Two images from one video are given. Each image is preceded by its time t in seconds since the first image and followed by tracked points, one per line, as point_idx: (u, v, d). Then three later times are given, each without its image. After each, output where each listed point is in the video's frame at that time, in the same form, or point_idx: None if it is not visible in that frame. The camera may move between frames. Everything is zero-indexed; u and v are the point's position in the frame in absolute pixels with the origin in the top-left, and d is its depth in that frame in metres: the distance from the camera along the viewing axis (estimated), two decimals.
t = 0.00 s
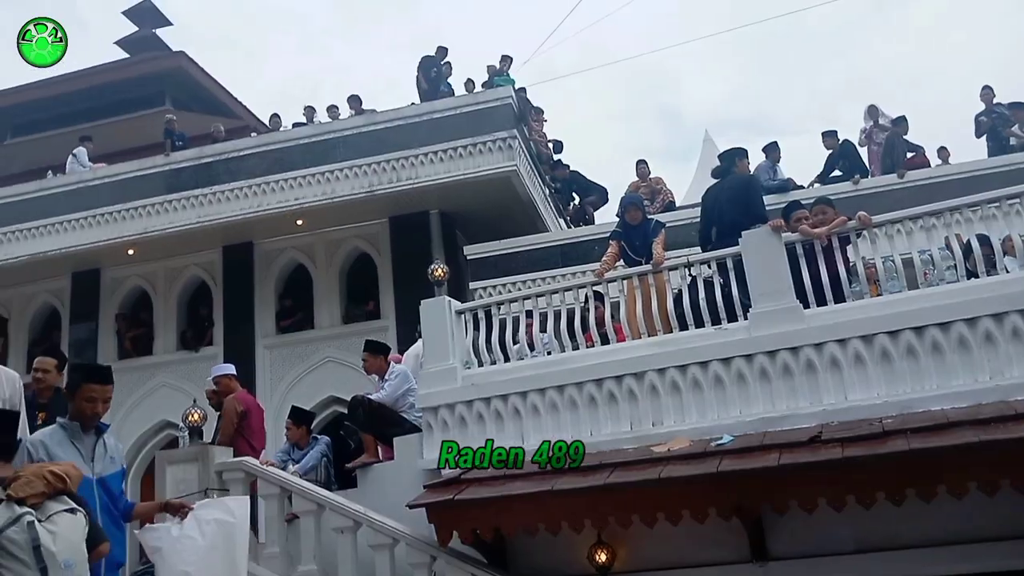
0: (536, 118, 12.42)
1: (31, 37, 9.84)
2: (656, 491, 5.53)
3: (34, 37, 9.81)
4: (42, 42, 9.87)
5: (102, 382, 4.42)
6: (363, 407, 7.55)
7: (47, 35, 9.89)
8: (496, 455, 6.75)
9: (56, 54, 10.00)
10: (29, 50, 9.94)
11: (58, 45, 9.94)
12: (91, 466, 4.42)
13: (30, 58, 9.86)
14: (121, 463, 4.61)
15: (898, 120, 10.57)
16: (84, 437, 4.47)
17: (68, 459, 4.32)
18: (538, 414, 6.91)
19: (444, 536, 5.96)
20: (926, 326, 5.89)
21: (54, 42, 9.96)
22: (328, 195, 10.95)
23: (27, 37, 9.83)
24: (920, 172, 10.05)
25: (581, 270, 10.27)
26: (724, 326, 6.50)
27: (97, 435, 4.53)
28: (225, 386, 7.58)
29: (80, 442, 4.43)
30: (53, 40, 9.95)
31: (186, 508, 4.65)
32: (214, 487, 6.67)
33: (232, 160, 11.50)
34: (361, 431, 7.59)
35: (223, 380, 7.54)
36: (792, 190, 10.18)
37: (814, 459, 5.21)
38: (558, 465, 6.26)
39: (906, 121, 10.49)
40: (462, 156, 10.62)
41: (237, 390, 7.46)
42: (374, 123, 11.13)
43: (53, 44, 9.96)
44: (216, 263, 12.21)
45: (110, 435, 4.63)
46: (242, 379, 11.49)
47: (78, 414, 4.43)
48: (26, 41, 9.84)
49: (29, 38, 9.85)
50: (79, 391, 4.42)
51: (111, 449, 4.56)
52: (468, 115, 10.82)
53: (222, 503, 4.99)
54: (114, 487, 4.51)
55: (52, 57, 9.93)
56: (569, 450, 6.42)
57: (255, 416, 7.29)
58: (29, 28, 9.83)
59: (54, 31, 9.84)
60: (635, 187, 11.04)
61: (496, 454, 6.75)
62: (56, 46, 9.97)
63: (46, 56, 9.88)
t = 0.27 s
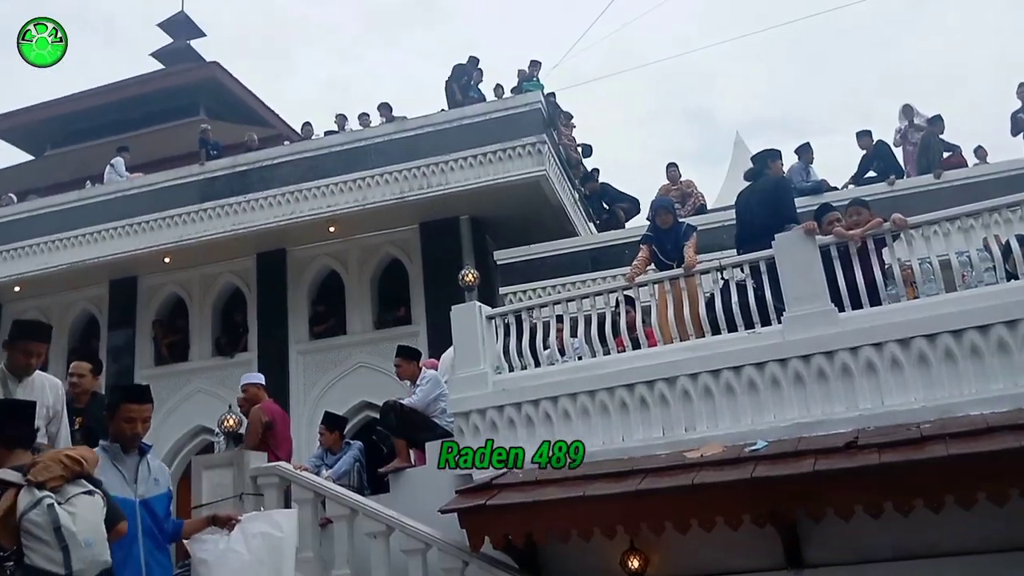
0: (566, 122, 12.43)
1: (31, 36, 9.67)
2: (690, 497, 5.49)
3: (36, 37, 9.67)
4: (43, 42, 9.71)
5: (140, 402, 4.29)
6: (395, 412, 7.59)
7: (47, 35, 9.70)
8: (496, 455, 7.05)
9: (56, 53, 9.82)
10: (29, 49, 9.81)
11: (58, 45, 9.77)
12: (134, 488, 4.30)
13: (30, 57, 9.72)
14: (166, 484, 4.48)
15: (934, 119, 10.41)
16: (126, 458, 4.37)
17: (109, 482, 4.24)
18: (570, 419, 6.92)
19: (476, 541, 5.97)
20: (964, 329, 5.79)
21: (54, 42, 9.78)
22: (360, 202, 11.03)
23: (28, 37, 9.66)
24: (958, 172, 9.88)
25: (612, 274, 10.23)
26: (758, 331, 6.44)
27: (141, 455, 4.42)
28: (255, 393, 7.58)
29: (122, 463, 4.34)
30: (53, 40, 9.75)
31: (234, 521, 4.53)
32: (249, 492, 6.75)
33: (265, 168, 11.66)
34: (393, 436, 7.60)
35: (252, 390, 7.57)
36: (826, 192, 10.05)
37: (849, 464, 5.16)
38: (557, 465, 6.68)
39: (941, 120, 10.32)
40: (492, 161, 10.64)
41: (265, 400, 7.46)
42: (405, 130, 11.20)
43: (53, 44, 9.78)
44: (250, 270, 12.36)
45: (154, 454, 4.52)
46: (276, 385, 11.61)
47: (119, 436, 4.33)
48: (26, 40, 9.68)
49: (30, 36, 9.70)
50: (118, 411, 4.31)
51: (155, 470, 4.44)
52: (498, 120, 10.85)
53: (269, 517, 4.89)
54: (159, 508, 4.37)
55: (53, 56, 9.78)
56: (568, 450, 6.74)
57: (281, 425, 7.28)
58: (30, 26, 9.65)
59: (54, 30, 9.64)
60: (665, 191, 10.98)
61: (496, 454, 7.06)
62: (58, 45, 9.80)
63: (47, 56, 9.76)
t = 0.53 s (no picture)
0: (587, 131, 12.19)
1: (32, 37, 9.92)
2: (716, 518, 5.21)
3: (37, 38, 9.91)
4: (43, 44, 9.98)
5: (158, 426, 3.90)
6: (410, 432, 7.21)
7: (48, 36, 9.93)
8: (496, 455, 7.00)
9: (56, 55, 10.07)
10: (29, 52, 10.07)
11: (58, 46, 10.02)
12: (149, 514, 3.87)
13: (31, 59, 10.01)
14: (185, 508, 4.04)
15: (968, 124, 10.04)
16: (140, 482, 3.95)
17: (122, 507, 3.81)
18: (592, 437, 6.69)
19: (494, 565, 5.71)
20: (1007, 342, 5.48)
21: (54, 44, 10.01)
22: (375, 215, 10.82)
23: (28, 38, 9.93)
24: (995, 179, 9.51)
25: (634, 286, 9.95)
26: (788, 345, 6.17)
27: (157, 479, 3.99)
28: (258, 418, 7.33)
29: (136, 488, 3.91)
30: (53, 41, 9.97)
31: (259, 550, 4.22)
32: (262, 514, 6.49)
33: (278, 181, 11.46)
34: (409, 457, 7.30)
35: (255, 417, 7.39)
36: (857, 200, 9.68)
37: (884, 484, 4.87)
38: (557, 465, 6.70)
39: (977, 126, 9.95)
40: (510, 172, 10.40)
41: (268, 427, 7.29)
42: (422, 141, 10.97)
43: (53, 45, 10.02)
44: (263, 284, 12.17)
45: (172, 477, 4.08)
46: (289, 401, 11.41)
47: (133, 460, 3.93)
48: (27, 42, 9.95)
49: (30, 39, 9.93)
50: (134, 435, 3.92)
51: (173, 492, 4.02)
52: (518, 130, 10.59)
53: (294, 547, 4.47)
54: (176, 536, 3.93)
55: (54, 58, 10.05)
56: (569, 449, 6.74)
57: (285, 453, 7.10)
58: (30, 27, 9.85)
59: (54, 32, 9.89)
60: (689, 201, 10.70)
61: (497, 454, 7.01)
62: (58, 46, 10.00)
63: (47, 57, 10.01)
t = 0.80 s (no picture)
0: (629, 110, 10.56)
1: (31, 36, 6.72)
2: (771, 551, 5.59)
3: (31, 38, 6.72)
4: (42, 40, 6.75)
5: (145, 448, 4.29)
6: (419, 456, 6.89)
7: (47, 33, 6.79)
8: (496, 455, 7.00)
9: (58, 53, 6.84)
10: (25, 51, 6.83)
11: (63, 47, 6.82)
12: (137, 543, 4.25)
13: (30, 60, 6.78)
14: (179, 537, 4.43)
15: None
16: (130, 509, 4.34)
17: (110, 535, 4.21)
18: (642, 460, 6.80)
19: None
20: None
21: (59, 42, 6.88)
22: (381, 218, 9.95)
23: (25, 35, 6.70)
24: None
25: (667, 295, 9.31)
26: (840, 358, 6.41)
27: (147, 504, 4.39)
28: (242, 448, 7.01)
29: (125, 516, 4.31)
30: (55, 40, 6.80)
31: None
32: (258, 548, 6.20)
33: (280, 182, 10.23)
34: (419, 486, 6.96)
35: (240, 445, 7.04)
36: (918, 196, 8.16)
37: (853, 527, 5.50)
38: (557, 465, 6.92)
39: None
40: (529, 167, 9.65)
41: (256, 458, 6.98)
42: (431, 135, 10.01)
43: (57, 44, 6.85)
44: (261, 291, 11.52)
45: (163, 502, 4.52)
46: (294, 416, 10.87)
47: (120, 486, 4.33)
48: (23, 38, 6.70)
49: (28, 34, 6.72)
50: (123, 461, 4.32)
51: (164, 520, 4.43)
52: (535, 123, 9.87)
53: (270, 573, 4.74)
54: (165, 564, 4.30)
55: (56, 61, 6.84)
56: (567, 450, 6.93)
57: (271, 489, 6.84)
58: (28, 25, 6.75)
59: (59, 31, 6.78)
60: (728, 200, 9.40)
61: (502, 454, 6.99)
62: (63, 44, 6.82)
63: (49, 57, 6.82)
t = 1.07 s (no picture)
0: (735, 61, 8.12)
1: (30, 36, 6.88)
2: None
3: (31, 37, 6.87)
4: (42, 39, 6.90)
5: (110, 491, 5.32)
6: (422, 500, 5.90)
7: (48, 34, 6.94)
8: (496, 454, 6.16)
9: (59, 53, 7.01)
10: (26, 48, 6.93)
11: (63, 45, 7.01)
12: None
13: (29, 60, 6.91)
14: None
15: None
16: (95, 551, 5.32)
17: None
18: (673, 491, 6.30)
19: None
20: None
21: (58, 41, 6.99)
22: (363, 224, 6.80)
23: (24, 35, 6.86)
24: None
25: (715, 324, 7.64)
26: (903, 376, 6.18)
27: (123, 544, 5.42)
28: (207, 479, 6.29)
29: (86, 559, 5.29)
30: (55, 40, 6.96)
31: None
32: None
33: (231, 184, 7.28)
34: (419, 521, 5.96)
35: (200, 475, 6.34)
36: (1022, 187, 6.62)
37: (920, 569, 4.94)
38: (558, 466, 6.28)
39: None
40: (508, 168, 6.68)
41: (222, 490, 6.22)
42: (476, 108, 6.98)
43: (56, 43, 6.98)
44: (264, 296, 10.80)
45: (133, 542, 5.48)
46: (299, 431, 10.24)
47: (89, 531, 5.28)
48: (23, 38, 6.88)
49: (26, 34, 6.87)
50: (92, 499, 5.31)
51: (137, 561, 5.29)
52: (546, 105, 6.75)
53: None
54: None
55: (55, 60, 6.99)
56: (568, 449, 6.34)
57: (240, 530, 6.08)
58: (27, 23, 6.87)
59: (58, 30, 6.93)
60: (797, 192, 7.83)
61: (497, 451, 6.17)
62: (62, 44, 7.00)
63: (48, 55, 6.96)
